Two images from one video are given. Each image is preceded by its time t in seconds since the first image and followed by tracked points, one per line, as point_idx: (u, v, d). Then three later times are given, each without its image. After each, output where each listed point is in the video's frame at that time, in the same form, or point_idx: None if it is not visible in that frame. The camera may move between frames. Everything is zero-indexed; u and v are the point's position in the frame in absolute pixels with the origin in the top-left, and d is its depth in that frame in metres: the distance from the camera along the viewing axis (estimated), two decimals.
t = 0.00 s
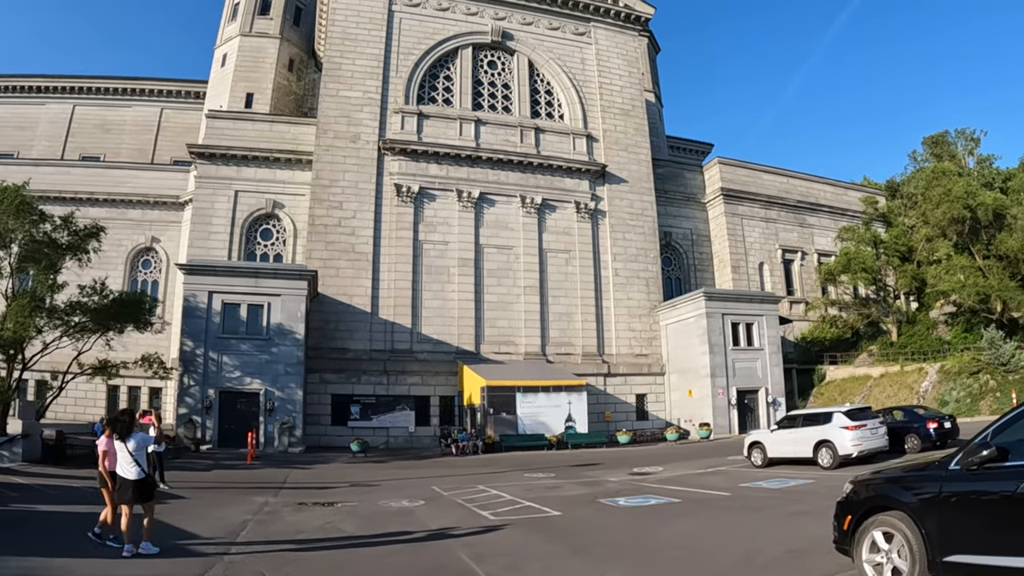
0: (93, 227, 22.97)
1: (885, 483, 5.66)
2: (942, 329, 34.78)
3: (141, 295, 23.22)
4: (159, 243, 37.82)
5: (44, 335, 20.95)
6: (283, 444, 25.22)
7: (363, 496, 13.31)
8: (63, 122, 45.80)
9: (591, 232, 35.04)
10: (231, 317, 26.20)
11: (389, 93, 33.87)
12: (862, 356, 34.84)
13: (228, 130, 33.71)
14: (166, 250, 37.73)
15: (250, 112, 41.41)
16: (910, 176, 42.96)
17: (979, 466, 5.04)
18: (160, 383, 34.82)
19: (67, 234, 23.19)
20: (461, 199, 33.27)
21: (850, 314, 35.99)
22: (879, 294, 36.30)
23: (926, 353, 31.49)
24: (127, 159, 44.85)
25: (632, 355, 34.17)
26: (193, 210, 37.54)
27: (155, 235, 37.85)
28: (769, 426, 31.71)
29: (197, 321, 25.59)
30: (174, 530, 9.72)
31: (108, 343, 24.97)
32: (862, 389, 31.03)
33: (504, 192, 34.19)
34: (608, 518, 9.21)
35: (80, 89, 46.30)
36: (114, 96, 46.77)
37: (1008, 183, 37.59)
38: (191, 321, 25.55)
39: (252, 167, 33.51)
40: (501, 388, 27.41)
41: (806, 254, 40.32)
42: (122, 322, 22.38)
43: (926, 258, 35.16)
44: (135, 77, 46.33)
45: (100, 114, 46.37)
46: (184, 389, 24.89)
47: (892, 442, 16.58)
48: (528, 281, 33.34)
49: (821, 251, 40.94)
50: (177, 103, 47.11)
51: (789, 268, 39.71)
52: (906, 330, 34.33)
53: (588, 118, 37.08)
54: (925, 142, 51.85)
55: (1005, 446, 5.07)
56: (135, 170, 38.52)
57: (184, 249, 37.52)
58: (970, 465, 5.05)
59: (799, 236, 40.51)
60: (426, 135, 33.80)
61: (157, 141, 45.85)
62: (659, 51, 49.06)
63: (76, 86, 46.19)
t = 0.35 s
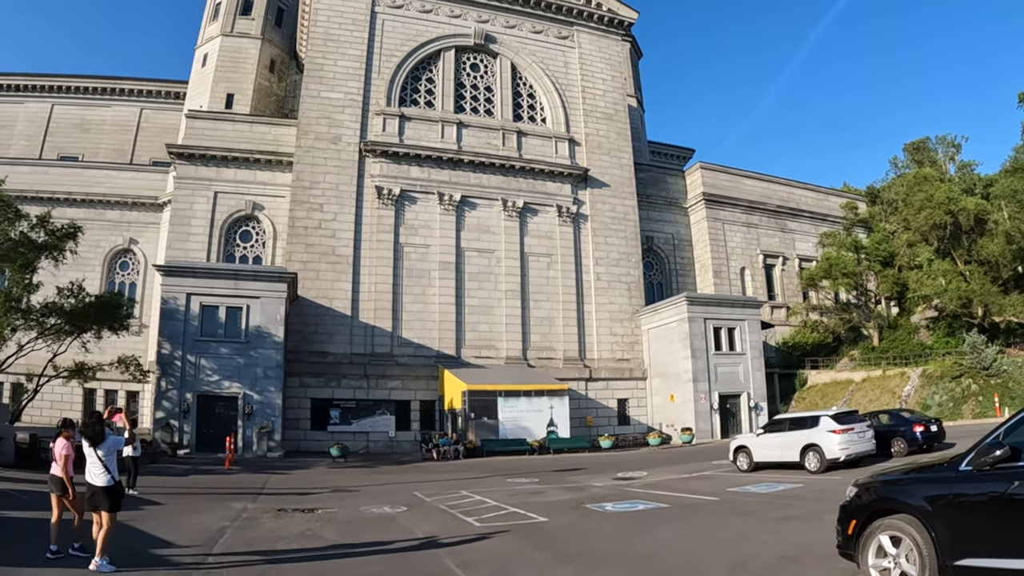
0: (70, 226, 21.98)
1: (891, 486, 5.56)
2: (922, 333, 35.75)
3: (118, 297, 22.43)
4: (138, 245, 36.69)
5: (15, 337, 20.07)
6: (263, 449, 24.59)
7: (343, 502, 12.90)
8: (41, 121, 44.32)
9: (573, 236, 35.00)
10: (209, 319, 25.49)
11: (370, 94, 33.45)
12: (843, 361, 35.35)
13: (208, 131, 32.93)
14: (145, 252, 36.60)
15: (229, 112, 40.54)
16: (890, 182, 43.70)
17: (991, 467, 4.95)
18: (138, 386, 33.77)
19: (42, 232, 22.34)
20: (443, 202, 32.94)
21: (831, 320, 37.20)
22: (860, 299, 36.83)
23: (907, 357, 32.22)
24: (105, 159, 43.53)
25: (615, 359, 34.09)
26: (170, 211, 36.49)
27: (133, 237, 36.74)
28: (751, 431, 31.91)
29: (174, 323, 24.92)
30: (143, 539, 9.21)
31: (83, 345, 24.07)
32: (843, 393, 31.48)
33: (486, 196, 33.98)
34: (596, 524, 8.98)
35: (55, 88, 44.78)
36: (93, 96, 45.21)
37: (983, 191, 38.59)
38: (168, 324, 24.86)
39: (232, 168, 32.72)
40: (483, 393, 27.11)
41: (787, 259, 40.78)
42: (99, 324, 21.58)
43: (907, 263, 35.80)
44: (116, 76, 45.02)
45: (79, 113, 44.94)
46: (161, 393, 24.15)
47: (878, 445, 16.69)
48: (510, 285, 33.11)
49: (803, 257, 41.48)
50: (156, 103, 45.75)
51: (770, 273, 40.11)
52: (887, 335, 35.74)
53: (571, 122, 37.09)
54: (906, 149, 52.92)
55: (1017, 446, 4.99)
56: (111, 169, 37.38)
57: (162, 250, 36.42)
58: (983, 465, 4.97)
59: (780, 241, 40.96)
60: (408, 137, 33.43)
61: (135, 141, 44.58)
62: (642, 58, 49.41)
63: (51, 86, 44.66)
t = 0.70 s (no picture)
0: (60, 225, 21.68)
1: (908, 489, 5.50)
2: (919, 336, 36.05)
3: (109, 296, 22.16)
4: (131, 245, 36.40)
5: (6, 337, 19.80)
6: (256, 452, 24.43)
7: (339, 506, 12.75)
8: (34, 120, 43.96)
9: (569, 237, 34.92)
10: (202, 321, 25.27)
11: (366, 95, 33.29)
12: (839, 364, 35.39)
13: (203, 130, 32.71)
14: (139, 252, 36.31)
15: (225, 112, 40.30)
16: (887, 184, 43.80)
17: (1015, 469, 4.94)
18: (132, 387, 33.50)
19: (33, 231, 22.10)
20: (438, 203, 32.84)
21: (827, 322, 37.27)
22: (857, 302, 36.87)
23: (904, 361, 32.33)
24: (99, 159, 43.18)
25: (611, 362, 34.00)
26: (165, 210, 36.23)
27: (127, 237, 36.44)
28: (747, 434, 31.87)
29: (167, 324, 24.71)
30: (134, 545, 9.02)
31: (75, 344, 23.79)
32: (840, 396, 31.48)
33: (482, 197, 33.88)
34: (596, 530, 8.87)
35: (47, 86, 44.52)
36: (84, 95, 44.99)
37: (982, 193, 38.78)
38: (160, 324, 24.64)
39: (227, 168, 32.54)
40: (478, 395, 27.00)
41: (784, 261, 40.85)
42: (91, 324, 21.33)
43: (904, 266, 35.87)
44: (112, 76, 44.72)
45: (71, 112, 44.66)
46: (153, 394, 23.94)
47: (879, 448, 16.66)
48: (506, 287, 33.02)
49: (799, 259, 41.54)
50: (151, 103, 45.50)
51: (767, 276, 40.14)
52: (884, 338, 35.62)
53: (567, 123, 37.03)
54: (903, 151, 53.14)
55: None
56: (105, 169, 37.08)
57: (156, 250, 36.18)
58: (1008, 467, 4.97)
59: (777, 243, 41.02)
60: (404, 137, 33.30)
61: (130, 141, 44.21)
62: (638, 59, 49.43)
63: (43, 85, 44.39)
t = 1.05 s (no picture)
0: (46, 220, 21.18)
1: (926, 491, 5.43)
2: (912, 337, 36.35)
3: (97, 293, 21.67)
4: (120, 242, 35.80)
5: None
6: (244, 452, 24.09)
7: (331, 507, 12.53)
8: (22, 115, 43.11)
9: (561, 237, 34.83)
10: (191, 318, 24.88)
11: (359, 92, 33.00)
12: (831, 365, 35.62)
13: (193, 127, 32.27)
14: (128, 250, 35.71)
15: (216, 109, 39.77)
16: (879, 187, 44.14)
17: None
18: (121, 386, 32.95)
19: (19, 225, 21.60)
20: (430, 201, 32.60)
21: (819, 323, 37.12)
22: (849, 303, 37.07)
23: (897, 362, 32.66)
24: (90, 156, 42.46)
25: (602, 362, 33.96)
26: (154, 207, 35.65)
27: (115, 234, 35.83)
28: (740, 435, 32.01)
29: (155, 321, 24.27)
30: (116, 549, 8.76)
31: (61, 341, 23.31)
32: (833, 398, 31.68)
33: (474, 196, 33.70)
34: (593, 533, 8.73)
35: (37, 82, 43.64)
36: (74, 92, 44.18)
37: (975, 196, 39.18)
38: (148, 322, 24.20)
39: (217, 164, 32.10)
40: (470, 396, 26.83)
41: (776, 263, 41.06)
42: (77, 322, 20.85)
43: (897, 267, 36.10)
44: (102, 71, 44.04)
45: (60, 108, 43.83)
46: (140, 393, 23.52)
47: (877, 450, 16.71)
48: (497, 286, 32.86)
49: (791, 260, 41.76)
50: (143, 99, 44.82)
51: (759, 277, 40.31)
52: (876, 339, 35.77)
53: (560, 123, 36.94)
54: (897, 153, 53.62)
55: None
56: (94, 165, 36.45)
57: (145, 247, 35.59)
58: None
59: (769, 244, 41.20)
60: (396, 136, 33.03)
61: (120, 137, 43.46)
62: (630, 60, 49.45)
63: (31, 80, 43.55)
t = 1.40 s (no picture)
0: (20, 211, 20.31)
1: (929, 496, 5.40)
2: (891, 340, 37.10)
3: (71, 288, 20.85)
4: (97, 236, 34.53)
5: None
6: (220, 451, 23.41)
7: (310, 510, 12.16)
8: None
9: (542, 237, 34.69)
10: (167, 314, 24.12)
11: (339, 87, 32.41)
12: (811, 368, 36.18)
13: (172, 120, 31.27)
14: (105, 244, 34.47)
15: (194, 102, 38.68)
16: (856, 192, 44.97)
17: None
18: (96, 382, 31.81)
19: None
20: (410, 198, 32.16)
21: (798, 326, 37.83)
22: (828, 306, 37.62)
23: (876, 365, 33.35)
24: (68, 149, 40.97)
25: (582, 363, 33.92)
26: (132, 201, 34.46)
27: (92, 228, 34.54)
28: (720, 436, 32.24)
29: (130, 317, 23.46)
30: (81, 555, 8.30)
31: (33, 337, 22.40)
32: (812, 399, 32.17)
33: (456, 193, 33.36)
34: (583, 537, 8.55)
35: (15, 73, 41.88)
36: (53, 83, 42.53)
37: (955, 200, 40.12)
38: (123, 318, 23.37)
39: (195, 158, 31.20)
40: (449, 395, 26.50)
41: (756, 265, 41.55)
42: (49, 317, 20.02)
43: (877, 271, 36.77)
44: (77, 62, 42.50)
45: (38, 100, 42.18)
46: (114, 391, 22.69)
47: (862, 453, 16.99)
48: (477, 286, 32.57)
49: (770, 263, 42.30)
50: (122, 92, 43.34)
51: (739, 279, 40.75)
52: (856, 341, 36.39)
53: (542, 121, 36.82)
54: (878, 158, 54.75)
55: None
56: (72, 158, 35.14)
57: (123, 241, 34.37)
58: None
59: (749, 247, 41.68)
60: (376, 131, 32.52)
61: (97, 130, 42.00)
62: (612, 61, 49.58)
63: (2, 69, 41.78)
